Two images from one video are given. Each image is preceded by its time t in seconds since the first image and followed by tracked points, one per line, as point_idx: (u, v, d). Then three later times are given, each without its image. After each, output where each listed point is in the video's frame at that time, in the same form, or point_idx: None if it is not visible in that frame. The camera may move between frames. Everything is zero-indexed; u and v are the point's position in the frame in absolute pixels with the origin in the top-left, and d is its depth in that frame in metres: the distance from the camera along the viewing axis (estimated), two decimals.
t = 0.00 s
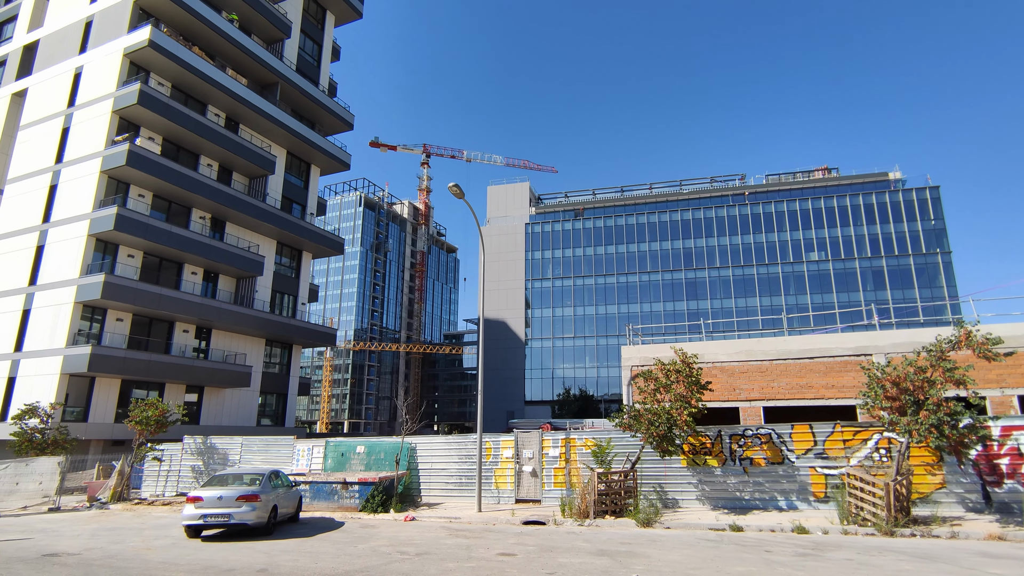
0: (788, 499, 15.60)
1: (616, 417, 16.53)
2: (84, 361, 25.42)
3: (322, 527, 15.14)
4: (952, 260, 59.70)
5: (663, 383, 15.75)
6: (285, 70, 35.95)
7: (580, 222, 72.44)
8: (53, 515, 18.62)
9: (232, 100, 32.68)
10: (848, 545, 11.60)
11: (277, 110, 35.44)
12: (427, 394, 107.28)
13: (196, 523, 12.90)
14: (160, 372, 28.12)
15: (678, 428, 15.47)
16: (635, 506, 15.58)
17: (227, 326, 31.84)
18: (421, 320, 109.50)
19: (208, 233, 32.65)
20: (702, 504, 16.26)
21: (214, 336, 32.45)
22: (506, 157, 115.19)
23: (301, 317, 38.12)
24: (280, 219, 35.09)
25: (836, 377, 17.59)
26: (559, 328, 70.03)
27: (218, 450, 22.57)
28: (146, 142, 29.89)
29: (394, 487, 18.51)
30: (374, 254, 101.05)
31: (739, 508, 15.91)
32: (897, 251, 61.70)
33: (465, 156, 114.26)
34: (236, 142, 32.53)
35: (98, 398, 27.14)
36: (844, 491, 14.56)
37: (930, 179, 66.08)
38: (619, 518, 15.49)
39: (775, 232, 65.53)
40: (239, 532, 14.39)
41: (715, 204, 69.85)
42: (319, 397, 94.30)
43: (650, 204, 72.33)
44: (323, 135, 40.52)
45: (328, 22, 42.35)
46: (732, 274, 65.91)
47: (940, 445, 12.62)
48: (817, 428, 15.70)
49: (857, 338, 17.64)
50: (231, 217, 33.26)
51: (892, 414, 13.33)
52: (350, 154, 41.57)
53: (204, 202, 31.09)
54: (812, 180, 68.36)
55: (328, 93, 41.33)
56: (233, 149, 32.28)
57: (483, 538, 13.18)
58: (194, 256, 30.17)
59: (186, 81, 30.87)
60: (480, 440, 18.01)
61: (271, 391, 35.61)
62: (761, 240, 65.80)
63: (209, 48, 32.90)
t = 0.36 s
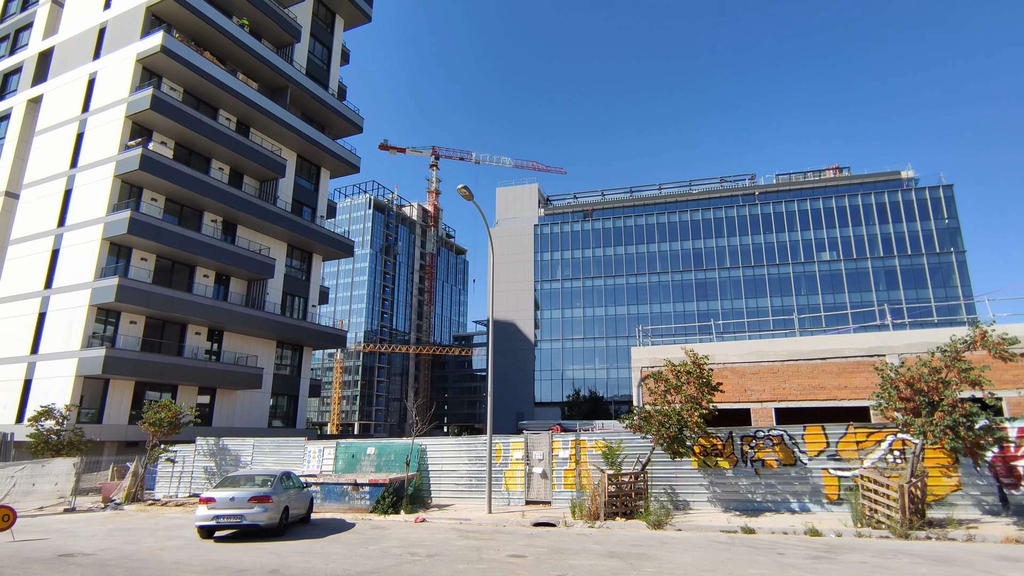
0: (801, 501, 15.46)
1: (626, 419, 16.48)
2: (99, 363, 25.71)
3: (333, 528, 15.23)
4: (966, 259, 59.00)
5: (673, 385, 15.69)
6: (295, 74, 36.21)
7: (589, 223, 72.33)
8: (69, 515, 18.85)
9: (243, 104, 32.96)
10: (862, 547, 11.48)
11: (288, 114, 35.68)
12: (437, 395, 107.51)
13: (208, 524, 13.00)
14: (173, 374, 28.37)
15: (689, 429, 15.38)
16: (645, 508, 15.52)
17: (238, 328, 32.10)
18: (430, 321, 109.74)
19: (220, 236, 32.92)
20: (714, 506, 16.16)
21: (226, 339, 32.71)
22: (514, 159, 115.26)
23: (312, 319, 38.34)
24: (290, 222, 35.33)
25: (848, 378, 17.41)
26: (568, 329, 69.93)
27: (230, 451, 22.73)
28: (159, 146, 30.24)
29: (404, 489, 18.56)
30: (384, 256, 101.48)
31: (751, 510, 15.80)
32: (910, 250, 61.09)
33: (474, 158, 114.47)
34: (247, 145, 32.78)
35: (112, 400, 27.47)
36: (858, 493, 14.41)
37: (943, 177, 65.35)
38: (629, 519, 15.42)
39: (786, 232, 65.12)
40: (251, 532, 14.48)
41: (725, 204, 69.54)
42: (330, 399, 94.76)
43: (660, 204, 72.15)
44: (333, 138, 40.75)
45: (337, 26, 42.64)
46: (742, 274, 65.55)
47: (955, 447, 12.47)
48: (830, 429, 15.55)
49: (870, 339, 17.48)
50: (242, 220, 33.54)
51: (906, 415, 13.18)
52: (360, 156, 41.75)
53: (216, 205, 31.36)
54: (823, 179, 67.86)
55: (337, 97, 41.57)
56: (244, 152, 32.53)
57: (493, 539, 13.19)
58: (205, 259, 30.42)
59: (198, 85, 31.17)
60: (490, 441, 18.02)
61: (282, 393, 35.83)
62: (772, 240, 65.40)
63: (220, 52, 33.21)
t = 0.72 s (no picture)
0: (817, 505, 15.29)
1: (639, 422, 16.38)
2: (116, 367, 26.08)
3: (347, 531, 15.29)
4: (985, 259, 58.08)
5: (687, 388, 15.56)
6: (307, 80, 36.55)
7: (600, 226, 72.21)
8: (87, 518, 19.09)
9: (257, 111, 33.32)
10: (880, 552, 11.32)
11: (300, 120, 36.01)
12: (449, 398, 107.68)
13: (224, 526, 13.11)
14: (189, 378, 28.68)
15: (703, 432, 15.27)
16: (659, 511, 15.40)
17: (253, 332, 32.39)
18: (442, 325, 109.99)
19: (234, 241, 33.26)
20: (728, 510, 16.02)
21: (240, 342, 33.02)
22: (525, 162, 115.33)
23: (325, 323, 38.60)
24: (303, 227, 35.62)
25: (865, 380, 17.18)
26: (580, 332, 69.78)
27: (245, 454, 22.88)
28: (174, 153, 30.66)
29: (417, 492, 18.58)
30: (396, 260, 101.96)
31: (766, 514, 15.64)
32: (926, 251, 60.27)
33: (485, 161, 114.73)
34: (261, 151, 33.12)
35: (130, 404, 27.82)
36: (875, 497, 14.22)
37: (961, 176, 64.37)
38: (643, 523, 15.31)
39: (799, 234, 64.54)
40: (266, 535, 14.60)
41: (738, 206, 69.11)
42: (343, 402, 95.29)
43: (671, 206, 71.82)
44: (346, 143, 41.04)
45: (349, 32, 43.02)
46: (755, 276, 65.04)
47: (975, 450, 12.28)
48: (846, 432, 15.37)
49: (886, 341, 17.24)
50: (256, 225, 33.88)
51: (925, 418, 13.01)
52: (372, 161, 42.03)
53: (230, 210, 31.70)
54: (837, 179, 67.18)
55: (349, 102, 41.88)
56: (258, 158, 32.87)
57: (506, 543, 13.19)
58: (220, 264, 30.74)
59: (212, 92, 31.56)
60: (502, 445, 18.04)
61: (295, 396, 36.08)
62: (785, 241, 64.85)
63: (233, 60, 33.62)
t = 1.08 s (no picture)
0: (834, 511, 15.09)
1: (652, 425, 16.29)
2: (134, 371, 26.44)
3: (361, 534, 15.35)
4: (1005, 260, 57.08)
5: (701, 391, 15.45)
6: (321, 86, 36.88)
7: (612, 229, 72.07)
8: (106, 520, 19.37)
9: (271, 117, 33.67)
10: (900, 559, 11.12)
11: (314, 126, 36.33)
12: (462, 402, 107.80)
13: (239, 529, 13.20)
14: (205, 382, 29.00)
15: (717, 436, 15.14)
16: (673, 516, 15.28)
17: (268, 336, 32.68)
18: (454, 328, 110.20)
19: (250, 246, 33.63)
20: (744, 514, 15.85)
21: (256, 346, 33.33)
22: (537, 165, 115.39)
23: (338, 327, 38.85)
24: (317, 231, 35.91)
25: (882, 384, 16.96)
26: (593, 335, 69.57)
27: (260, 457, 23.03)
28: (191, 159, 31.09)
29: (430, 495, 18.61)
30: (409, 264, 102.41)
31: (782, 519, 15.46)
32: (945, 252, 59.37)
33: (497, 165, 114.98)
34: (276, 157, 33.46)
35: (147, 407, 28.18)
36: (894, 503, 14.01)
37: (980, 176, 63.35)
38: (657, 528, 15.21)
39: (814, 235, 63.93)
40: (282, 538, 14.69)
41: (751, 208, 68.61)
42: (356, 406, 95.76)
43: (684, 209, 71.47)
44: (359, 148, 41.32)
45: (361, 38, 43.39)
46: (770, 279, 64.47)
47: (997, 455, 12.05)
48: (864, 436, 15.17)
49: (904, 343, 16.96)
50: (271, 231, 34.22)
51: (945, 422, 12.81)
52: (385, 166, 42.27)
53: (245, 216, 32.05)
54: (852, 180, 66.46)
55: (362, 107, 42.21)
56: (273, 164, 33.21)
57: (520, 547, 13.16)
58: (236, 269, 31.07)
59: (227, 99, 31.97)
60: (515, 448, 17.99)
61: (310, 399, 36.34)
62: (800, 243, 64.26)
63: (248, 67, 34.04)
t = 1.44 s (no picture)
0: (851, 515, 14.88)
1: (666, 428, 16.19)
2: (151, 374, 26.78)
3: (374, 536, 15.41)
4: None
5: (715, 394, 15.33)
6: (333, 91, 37.20)
7: (624, 231, 71.86)
8: (124, 521, 19.62)
9: (285, 122, 34.02)
10: (918, 563, 10.98)
11: (327, 130, 36.64)
12: (474, 404, 107.89)
13: (254, 531, 13.30)
14: (220, 385, 29.26)
15: (732, 439, 15.03)
16: (687, 520, 15.16)
17: (281, 339, 32.94)
18: (466, 331, 110.39)
19: (264, 250, 33.95)
20: (759, 518, 15.70)
21: (270, 350, 33.62)
22: (549, 168, 115.33)
23: (351, 330, 39.07)
24: (330, 235, 36.18)
25: (900, 386, 16.70)
26: (605, 337, 69.34)
27: (275, 460, 23.17)
28: (206, 165, 31.50)
29: (443, 498, 18.65)
30: (420, 266, 102.78)
31: (798, 523, 15.29)
32: (963, 252, 58.49)
33: (508, 168, 115.09)
34: (289, 161, 33.78)
35: (163, 410, 28.51)
36: (912, 507, 13.82)
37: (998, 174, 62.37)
38: (670, 531, 15.09)
39: (828, 236, 63.33)
40: (296, 540, 14.80)
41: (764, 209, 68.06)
42: (369, 408, 96.22)
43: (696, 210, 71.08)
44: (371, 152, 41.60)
45: (373, 43, 43.72)
46: (783, 280, 63.89)
47: (1018, 459, 11.81)
48: (881, 440, 14.97)
49: (922, 345, 16.68)
50: (285, 235, 34.56)
51: (964, 425, 12.59)
52: (397, 170, 42.49)
53: (260, 220, 32.38)
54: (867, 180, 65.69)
55: (374, 111, 42.48)
56: (286, 168, 33.54)
57: (533, 550, 13.15)
58: (250, 272, 31.37)
59: (242, 104, 32.33)
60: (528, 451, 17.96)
61: (323, 402, 36.56)
62: (814, 244, 63.66)
63: (262, 73, 34.42)
